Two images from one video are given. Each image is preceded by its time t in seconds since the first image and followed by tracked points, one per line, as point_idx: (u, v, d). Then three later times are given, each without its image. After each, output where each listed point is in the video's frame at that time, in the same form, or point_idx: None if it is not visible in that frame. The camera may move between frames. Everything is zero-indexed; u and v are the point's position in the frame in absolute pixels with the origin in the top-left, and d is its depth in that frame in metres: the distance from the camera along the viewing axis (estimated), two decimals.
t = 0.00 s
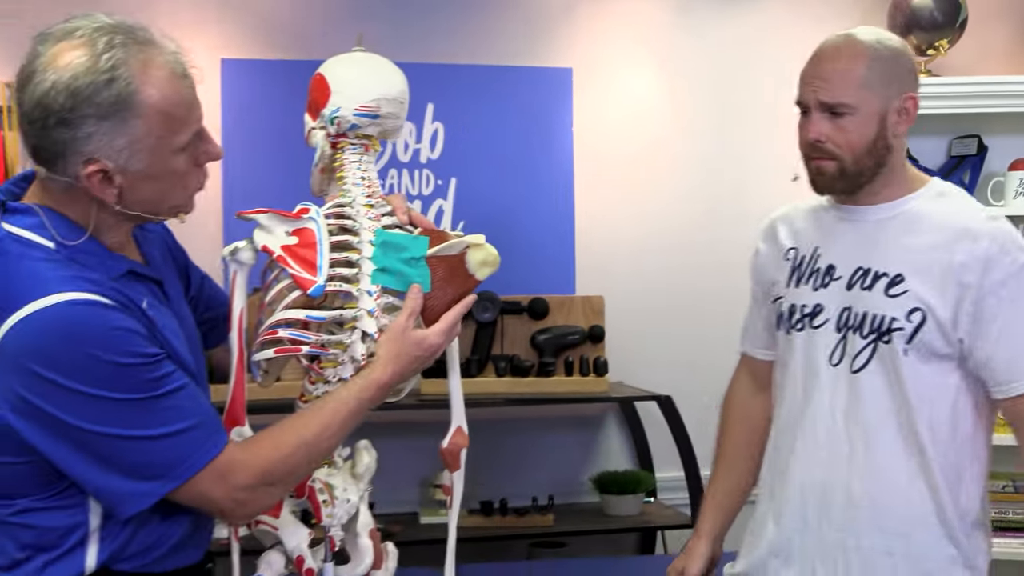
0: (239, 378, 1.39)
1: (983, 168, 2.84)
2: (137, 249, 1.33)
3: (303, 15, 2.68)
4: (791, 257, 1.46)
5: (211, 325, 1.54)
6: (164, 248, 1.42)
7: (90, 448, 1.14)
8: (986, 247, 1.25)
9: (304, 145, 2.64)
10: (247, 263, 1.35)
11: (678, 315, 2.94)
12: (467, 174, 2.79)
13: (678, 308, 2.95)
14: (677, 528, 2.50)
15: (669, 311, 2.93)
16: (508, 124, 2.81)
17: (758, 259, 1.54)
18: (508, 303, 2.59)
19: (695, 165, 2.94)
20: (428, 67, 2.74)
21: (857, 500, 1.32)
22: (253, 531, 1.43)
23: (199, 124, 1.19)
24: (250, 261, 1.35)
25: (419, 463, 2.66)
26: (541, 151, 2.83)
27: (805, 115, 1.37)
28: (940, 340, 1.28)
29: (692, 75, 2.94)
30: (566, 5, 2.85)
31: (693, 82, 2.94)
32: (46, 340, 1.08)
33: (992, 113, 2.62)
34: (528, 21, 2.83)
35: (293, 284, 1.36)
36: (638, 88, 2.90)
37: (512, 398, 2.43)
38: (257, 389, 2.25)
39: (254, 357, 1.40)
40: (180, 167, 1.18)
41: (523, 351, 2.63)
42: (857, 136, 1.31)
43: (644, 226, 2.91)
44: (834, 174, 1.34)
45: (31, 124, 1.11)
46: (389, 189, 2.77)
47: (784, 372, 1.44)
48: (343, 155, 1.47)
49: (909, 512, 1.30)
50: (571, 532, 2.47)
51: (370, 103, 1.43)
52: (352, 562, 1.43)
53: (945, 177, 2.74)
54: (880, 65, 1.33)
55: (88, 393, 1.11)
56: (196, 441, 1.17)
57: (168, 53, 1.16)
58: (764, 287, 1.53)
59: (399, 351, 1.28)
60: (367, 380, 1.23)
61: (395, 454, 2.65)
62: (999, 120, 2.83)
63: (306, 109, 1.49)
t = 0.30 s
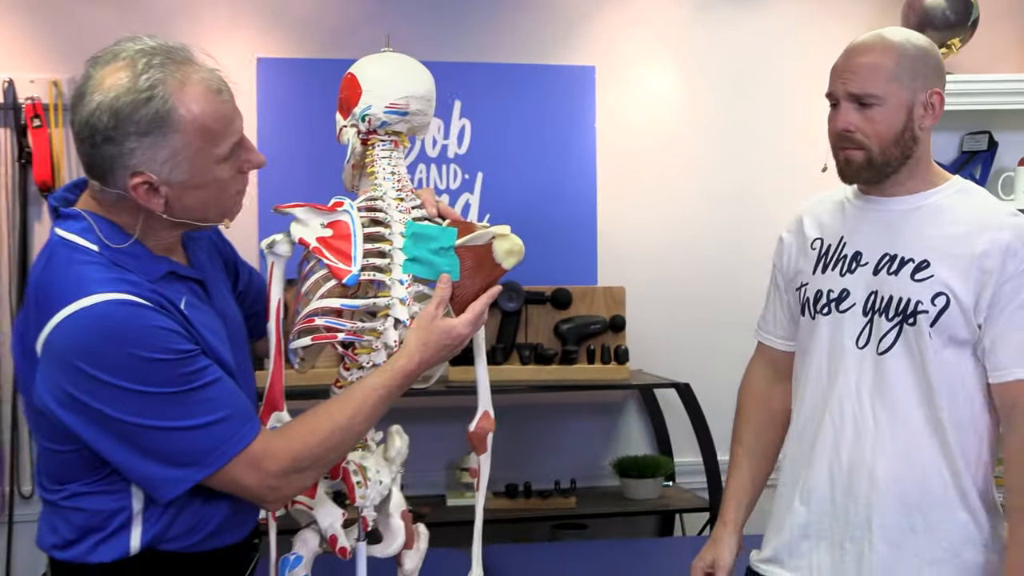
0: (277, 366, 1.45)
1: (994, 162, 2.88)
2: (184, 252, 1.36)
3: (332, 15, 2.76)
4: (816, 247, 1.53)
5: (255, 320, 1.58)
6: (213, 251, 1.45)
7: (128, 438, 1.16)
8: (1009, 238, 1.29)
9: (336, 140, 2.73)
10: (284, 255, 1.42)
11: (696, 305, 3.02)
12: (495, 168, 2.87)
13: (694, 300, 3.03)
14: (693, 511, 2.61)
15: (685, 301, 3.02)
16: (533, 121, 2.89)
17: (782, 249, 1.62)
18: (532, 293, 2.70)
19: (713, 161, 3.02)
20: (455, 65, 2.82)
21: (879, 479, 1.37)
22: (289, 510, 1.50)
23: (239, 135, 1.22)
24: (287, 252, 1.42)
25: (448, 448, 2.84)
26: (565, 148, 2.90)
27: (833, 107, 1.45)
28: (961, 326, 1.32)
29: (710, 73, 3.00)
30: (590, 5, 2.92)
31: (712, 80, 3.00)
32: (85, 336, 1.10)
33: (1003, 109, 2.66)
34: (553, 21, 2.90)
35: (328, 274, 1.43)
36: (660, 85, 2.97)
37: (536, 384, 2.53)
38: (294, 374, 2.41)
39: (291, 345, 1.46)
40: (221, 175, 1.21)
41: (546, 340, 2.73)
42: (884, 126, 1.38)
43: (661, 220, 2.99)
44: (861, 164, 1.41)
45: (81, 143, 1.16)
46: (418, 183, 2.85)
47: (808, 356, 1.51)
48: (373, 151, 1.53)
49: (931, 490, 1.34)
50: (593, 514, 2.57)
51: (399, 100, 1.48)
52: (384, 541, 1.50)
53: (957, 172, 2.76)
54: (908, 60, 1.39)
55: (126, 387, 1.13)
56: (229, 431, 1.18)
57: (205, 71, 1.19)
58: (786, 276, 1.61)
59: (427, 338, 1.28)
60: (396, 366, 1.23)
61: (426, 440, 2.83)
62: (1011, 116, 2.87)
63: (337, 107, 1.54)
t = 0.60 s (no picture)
0: (298, 359, 1.47)
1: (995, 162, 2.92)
2: (214, 249, 1.40)
3: (351, 16, 2.82)
4: (824, 244, 1.58)
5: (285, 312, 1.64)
6: (242, 245, 1.50)
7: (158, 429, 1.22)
8: (1010, 230, 1.35)
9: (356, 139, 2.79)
10: (306, 251, 1.46)
11: (707, 301, 3.07)
12: (511, 168, 2.92)
13: (704, 295, 3.07)
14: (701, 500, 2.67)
15: (695, 298, 3.07)
16: (550, 122, 2.94)
17: (792, 247, 1.67)
18: (547, 289, 2.76)
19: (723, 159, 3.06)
20: (472, 66, 2.87)
21: (885, 466, 1.42)
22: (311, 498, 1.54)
23: (261, 139, 1.26)
24: (310, 249, 1.45)
25: (463, 438, 2.92)
26: (579, 147, 2.95)
27: (841, 108, 1.49)
28: (965, 315, 1.37)
29: (722, 73, 3.05)
30: (605, 8, 2.97)
31: (723, 81, 3.05)
32: (117, 329, 1.16)
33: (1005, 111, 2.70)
34: (569, 22, 2.95)
35: (350, 269, 1.47)
36: (671, 86, 3.01)
37: (553, 377, 2.60)
38: (316, 366, 2.50)
39: (313, 338, 1.50)
40: (244, 177, 1.26)
41: (560, 334, 2.79)
42: (889, 127, 1.43)
43: (672, 217, 3.04)
44: (868, 165, 1.46)
45: (112, 145, 1.21)
46: (437, 182, 2.90)
47: (816, 348, 1.56)
48: (393, 151, 1.57)
49: (934, 474, 1.40)
50: (605, 502, 2.62)
51: (417, 101, 1.52)
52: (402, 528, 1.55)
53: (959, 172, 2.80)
54: (912, 63, 1.44)
55: (155, 379, 1.18)
56: (251, 423, 1.22)
57: (230, 78, 1.23)
58: (797, 271, 1.66)
59: (444, 332, 1.33)
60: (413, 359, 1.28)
61: (441, 431, 2.90)
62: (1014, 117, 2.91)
63: (357, 108, 1.59)
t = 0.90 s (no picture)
0: (304, 353, 1.49)
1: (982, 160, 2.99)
2: (228, 246, 1.43)
3: (355, 18, 2.87)
4: (816, 241, 1.63)
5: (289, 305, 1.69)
6: (252, 241, 1.54)
7: (179, 421, 1.24)
8: (995, 227, 1.38)
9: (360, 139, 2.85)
10: (310, 250, 1.48)
11: (704, 297, 3.13)
12: (512, 168, 2.98)
13: (701, 291, 3.13)
14: (696, 488, 2.73)
15: (693, 293, 3.12)
16: (551, 122, 2.99)
17: (785, 244, 1.72)
18: (547, 284, 2.81)
19: (721, 158, 3.12)
20: (474, 68, 2.92)
21: (876, 455, 1.47)
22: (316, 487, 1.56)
23: (275, 138, 1.28)
24: (313, 247, 1.47)
25: (467, 427, 2.97)
26: (580, 146, 3.00)
27: (837, 107, 1.54)
28: (951, 310, 1.41)
29: (720, 74, 3.10)
30: (603, 10, 3.02)
31: (721, 81, 3.10)
32: (139, 326, 1.18)
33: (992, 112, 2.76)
34: (568, 24, 3.00)
35: (353, 266, 1.52)
36: (669, 86, 3.07)
37: (550, 368, 2.64)
38: (324, 359, 2.56)
39: (319, 333, 1.56)
40: (259, 175, 1.28)
41: (559, 327, 2.86)
42: (883, 128, 1.47)
43: (671, 215, 3.09)
44: (859, 163, 1.50)
45: (128, 148, 1.24)
46: (439, 181, 2.96)
47: (808, 343, 1.61)
48: (391, 149, 1.63)
49: (926, 463, 1.44)
50: (604, 491, 2.69)
51: (414, 101, 1.57)
52: (406, 515, 1.59)
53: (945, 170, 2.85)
54: (909, 66, 1.49)
55: (176, 374, 1.20)
56: (272, 414, 1.24)
57: (242, 79, 1.25)
58: (788, 268, 1.71)
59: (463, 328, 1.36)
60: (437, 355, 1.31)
61: (443, 421, 2.96)
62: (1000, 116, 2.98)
63: (356, 108, 1.64)
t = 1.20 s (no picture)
0: (308, 345, 1.50)
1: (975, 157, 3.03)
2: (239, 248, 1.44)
3: (358, 16, 2.90)
4: (813, 236, 1.65)
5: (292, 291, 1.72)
6: (259, 239, 1.56)
7: (194, 418, 1.25)
8: (991, 228, 1.41)
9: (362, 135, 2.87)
10: (315, 243, 1.49)
11: (701, 292, 3.16)
12: (513, 164, 3.00)
13: (700, 286, 3.15)
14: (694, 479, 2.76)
15: (691, 288, 3.15)
16: (552, 119, 3.02)
17: (782, 238, 1.74)
18: (545, 278, 2.85)
19: (719, 155, 3.14)
20: (475, 66, 2.95)
21: (869, 448, 1.50)
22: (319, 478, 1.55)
23: (294, 145, 1.29)
24: (318, 241, 1.49)
25: (467, 420, 3.00)
26: (579, 143, 3.03)
27: (839, 104, 1.57)
28: (947, 307, 1.44)
29: (719, 72, 3.13)
30: (603, 9, 3.04)
31: (718, 79, 3.13)
32: (158, 325, 1.19)
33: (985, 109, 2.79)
34: (568, 22, 3.03)
35: (357, 261, 1.54)
36: (668, 84, 3.09)
37: (549, 362, 2.69)
38: (326, 352, 2.59)
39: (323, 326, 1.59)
40: (277, 181, 1.29)
41: (558, 321, 2.88)
42: (883, 127, 1.50)
43: (669, 211, 3.12)
44: (857, 159, 1.52)
45: (149, 153, 1.23)
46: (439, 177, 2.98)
47: (804, 336, 1.64)
48: (396, 145, 1.65)
49: (918, 456, 1.47)
50: (601, 482, 2.72)
51: (420, 98, 1.60)
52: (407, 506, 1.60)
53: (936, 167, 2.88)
54: (914, 67, 1.51)
55: (193, 373, 1.22)
56: (286, 412, 1.26)
57: (265, 89, 1.26)
58: (785, 263, 1.73)
59: (462, 319, 1.39)
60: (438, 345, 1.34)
61: (444, 414, 2.99)
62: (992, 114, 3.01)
63: (362, 104, 1.66)
